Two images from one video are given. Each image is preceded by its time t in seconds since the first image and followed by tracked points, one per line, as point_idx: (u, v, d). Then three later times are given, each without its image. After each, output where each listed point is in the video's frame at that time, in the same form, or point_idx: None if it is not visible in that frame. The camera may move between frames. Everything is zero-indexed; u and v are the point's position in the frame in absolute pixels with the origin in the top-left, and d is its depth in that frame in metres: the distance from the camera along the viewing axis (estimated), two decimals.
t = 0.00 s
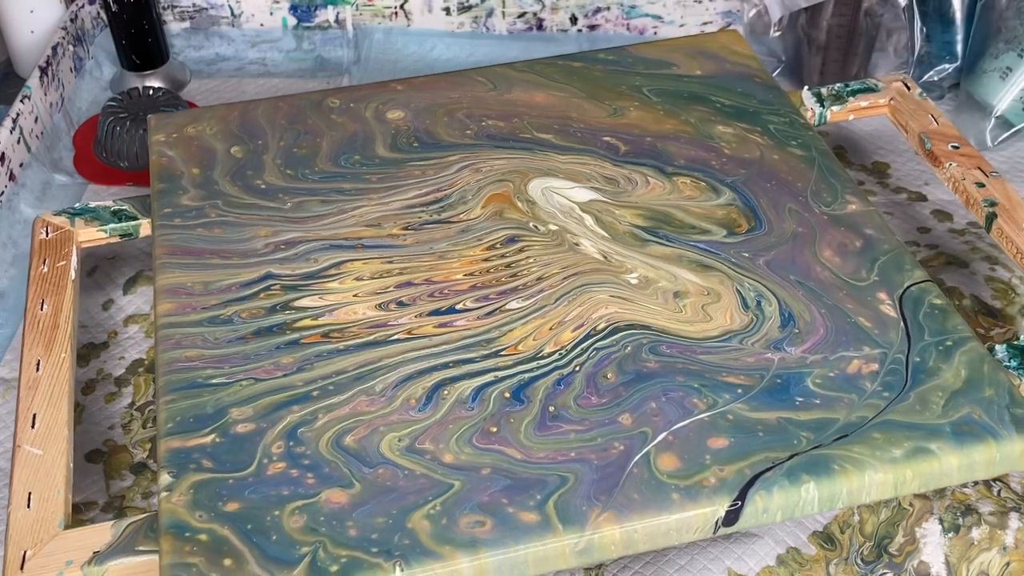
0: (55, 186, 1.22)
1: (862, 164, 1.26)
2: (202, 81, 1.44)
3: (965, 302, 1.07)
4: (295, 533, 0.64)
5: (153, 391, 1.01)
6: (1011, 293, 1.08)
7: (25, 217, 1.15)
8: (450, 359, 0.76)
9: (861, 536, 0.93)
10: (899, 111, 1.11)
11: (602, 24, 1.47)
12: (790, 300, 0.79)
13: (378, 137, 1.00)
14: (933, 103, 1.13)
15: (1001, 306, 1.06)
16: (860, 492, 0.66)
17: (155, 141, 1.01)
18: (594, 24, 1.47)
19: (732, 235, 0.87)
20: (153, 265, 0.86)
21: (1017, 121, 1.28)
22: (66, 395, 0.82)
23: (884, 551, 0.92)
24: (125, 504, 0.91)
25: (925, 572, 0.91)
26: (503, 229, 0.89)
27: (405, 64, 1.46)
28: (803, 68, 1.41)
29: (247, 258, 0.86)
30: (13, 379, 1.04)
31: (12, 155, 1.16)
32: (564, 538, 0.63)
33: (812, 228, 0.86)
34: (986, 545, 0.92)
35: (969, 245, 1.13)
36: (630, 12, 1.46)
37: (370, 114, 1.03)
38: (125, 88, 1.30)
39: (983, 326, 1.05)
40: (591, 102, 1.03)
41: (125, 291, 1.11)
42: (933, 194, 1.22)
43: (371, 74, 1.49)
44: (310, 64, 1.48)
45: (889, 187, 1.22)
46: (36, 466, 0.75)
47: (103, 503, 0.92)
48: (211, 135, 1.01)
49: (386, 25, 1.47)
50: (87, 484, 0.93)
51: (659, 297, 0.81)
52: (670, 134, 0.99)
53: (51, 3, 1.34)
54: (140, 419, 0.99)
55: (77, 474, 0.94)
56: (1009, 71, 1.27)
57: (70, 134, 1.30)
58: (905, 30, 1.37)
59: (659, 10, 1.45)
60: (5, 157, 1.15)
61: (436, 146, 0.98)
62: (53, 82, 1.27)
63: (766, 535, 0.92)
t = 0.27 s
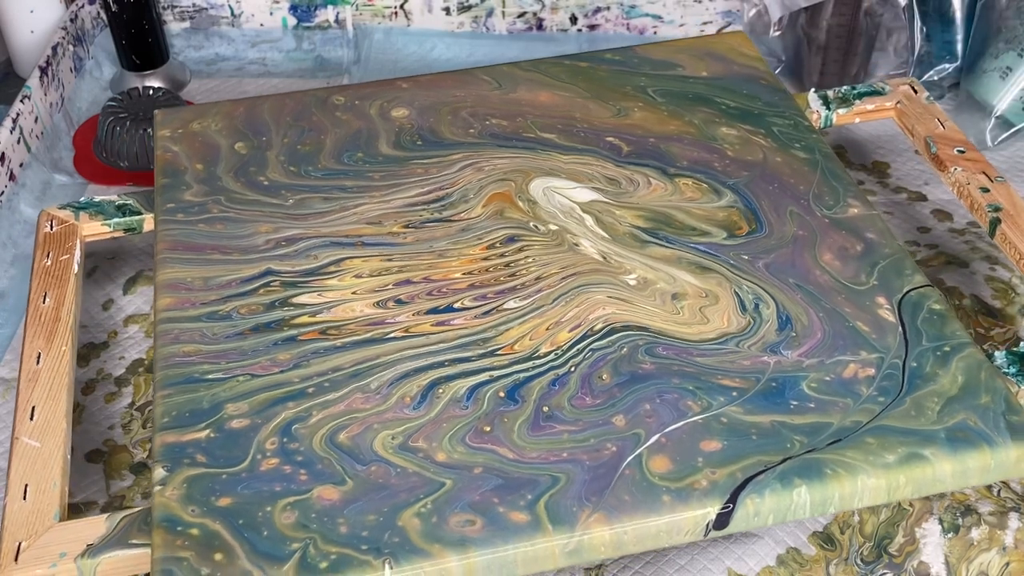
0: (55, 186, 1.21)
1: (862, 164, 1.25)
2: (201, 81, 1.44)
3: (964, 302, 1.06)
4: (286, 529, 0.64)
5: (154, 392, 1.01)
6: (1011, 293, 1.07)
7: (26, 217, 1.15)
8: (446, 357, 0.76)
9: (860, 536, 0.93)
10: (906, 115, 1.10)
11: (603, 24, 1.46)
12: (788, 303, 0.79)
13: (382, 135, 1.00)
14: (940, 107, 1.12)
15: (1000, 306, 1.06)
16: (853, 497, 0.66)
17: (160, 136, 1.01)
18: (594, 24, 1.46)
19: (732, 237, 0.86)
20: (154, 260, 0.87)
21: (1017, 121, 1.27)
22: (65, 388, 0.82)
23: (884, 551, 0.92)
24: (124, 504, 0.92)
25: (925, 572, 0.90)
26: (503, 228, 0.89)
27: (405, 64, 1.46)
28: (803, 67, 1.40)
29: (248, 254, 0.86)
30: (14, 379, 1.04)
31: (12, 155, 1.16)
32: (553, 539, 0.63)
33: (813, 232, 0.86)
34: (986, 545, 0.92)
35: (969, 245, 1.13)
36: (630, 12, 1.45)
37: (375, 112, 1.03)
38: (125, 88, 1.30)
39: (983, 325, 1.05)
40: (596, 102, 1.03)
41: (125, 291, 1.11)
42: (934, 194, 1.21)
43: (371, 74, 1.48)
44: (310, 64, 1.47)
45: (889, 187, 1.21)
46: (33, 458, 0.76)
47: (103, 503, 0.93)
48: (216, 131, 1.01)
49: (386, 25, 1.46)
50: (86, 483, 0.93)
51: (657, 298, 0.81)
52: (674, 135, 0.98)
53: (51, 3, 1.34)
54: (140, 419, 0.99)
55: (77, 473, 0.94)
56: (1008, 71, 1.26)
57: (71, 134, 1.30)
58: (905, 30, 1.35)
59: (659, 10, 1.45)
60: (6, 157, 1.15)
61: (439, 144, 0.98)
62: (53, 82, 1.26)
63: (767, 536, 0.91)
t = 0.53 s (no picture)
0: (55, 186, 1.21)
1: (862, 164, 1.25)
2: (201, 81, 1.43)
3: (964, 302, 1.06)
4: (279, 526, 0.64)
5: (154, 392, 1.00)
6: (1010, 293, 1.07)
7: (25, 217, 1.15)
8: (443, 356, 0.76)
9: (861, 536, 0.92)
10: (911, 118, 1.09)
11: (603, 24, 1.46)
12: (787, 306, 0.79)
13: (385, 134, 1.00)
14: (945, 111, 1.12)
15: (1001, 306, 1.06)
16: (847, 500, 0.66)
17: (164, 133, 1.01)
18: (594, 23, 1.46)
19: (732, 239, 0.86)
20: (156, 255, 0.87)
21: (1017, 121, 1.27)
22: (65, 382, 0.83)
23: (885, 551, 0.91)
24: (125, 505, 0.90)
25: (925, 572, 0.90)
26: (503, 227, 0.89)
27: (405, 64, 1.46)
28: (803, 68, 1.40)
29: (248, 251, 0.86)
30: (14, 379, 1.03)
31: (12, 155, 1.16)
32: (545, 539, 0.63)
33: (813, 234, 0.86)
34: (986, 545, 0.91)
35: (969, 245, 1.12)
36: (630, 12, 1.45)
37: (379, 111, 1.03)
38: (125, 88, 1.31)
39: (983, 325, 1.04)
40: (599, 102, 1.03)
41: (125, 291, 1.10)
42: (933, 194, 1.20)
43: (371, 74, 1.48)
44: (310, 64, 1.47)
45: (889, 187, 1.21)
46: (31, 452, 0.76)
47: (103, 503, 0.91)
48: (220, 128, 1.01)
49: (386, 25, 1.45)
50: (85, 483, 0.92)
51: (655, 299, 0.81)
52: (677, 136, 0.98)
53: (51, 3, 1.33)
54: (140, 419, 0.98)
55: (76, 473, 0.93)
56: (1008, 71, 1.26)
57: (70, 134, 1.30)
58: (905, 30, 1.34)
59: (659, 10, 1.44)
60: (5, 156, 1.15)
61: (442, 143, 0.98)
62: (53, 82, 1.26)
63: (767, 536, 0.90)
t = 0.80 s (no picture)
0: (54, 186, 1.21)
1: (862, 163, 1.25)
2: (201, 81, 1.43)
3: (964, 302, 1.05)
4: (274, 522, 0.65)
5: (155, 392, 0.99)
6: (1010, 293, 1.06)
7: (25, 217, 1.15)
8: (441, 355, 0.76)
9: (861, 536, 0.91)
10: (914, 120, 1.09)
11: (603, 24, 1.46)
12: (785, 307, 0.79)
13: (387, 132, 1.00)
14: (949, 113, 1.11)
15: (1001, 306, 1.05)
16: (842, 502, 0.66)
17: (168, 130, 1.02)
18: (594, 23, 1.46)
19: (732, 240, 0.86)
20: (157, 251, 0.87)
21: (1017, 121, 1.27)
22: (65, 377, 0.83)
23: (884, 551, 0.90)
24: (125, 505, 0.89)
25: (925, 572, 0.89)
26: (503, 226, 0.89)
27: (405, 64, 1.46)
28: (803, 67, 1.40)
29: (249, 248, 0.87)
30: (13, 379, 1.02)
31: (12, 155, 1.16)
32: (539, 538, 0.64)
33: (814, 236, 0.86)
34: (986, 544, 0.91)
35: (969, 245, 1.12)
36: (630, 12, 1.45)
37: (381, 109, 1.03)
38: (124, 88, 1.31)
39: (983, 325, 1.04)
40: (601, 102, 1.03)
41: (125, 291, 1.09)
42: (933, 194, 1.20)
43: (371, 74, 1.48)
44: (310, 64, 1.47)
45: (889, 186, 1.20)
46: (30, 446, 0.77)
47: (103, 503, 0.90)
48: (223, 126, 1.02)
49: (386, 25, 1.45)
50: (85, 483, 0.91)
51: (654, 300, 0.81)
52: (679, 137, 0.98)
53: (51, 3, 1.33)
54: (140, 419, 0.97)
55: (77, 473, 0.92)
56: (1009, 71, 1.25)
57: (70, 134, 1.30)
58: (905, 30, 1.32)
59: (659, 10, 1.44)
60: (5, 156, 1.15)
61: (444, 142, 0.98)
62: (53, 82, 1.26)
63: (767, 535, 0.89)
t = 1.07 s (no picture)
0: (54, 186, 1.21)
1: (862, 164, 1.24)
2: (202, 81, 1.43)
3: (964, 302, 1.05)
4: (270, 520, 0.65)
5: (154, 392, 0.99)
6: (1011, 293, 1.06)
7: (25, 217, 1.15)
8: (439, 354, 0.76)
9: (861, 536, 0.91)
10: (917, 122, 1.09)
11: (603, 24, 1.46)
12: (785, 308, 0.79)
13: (389, 131, 1.00)
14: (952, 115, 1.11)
15: (1001, 306, 1.05)
16: (839, 504, 0.66)
17: (170, 128, 1.02)
18: (594, 24, 1.46)
19: (732, 241, 0.86)
20: (158, 249, 0.87)
21: (1017, 121, 1.26)
22: (65, 374, 0.83)
23: (884, 551, 0.90)
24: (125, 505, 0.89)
25: (925, 572, 0.89)
26: (503, 226, 0.89)
27: (405, 64, 1.46)
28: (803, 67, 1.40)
29: (249, 247, 0.87)
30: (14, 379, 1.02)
31: (12, 155, 1.16)
32: (535, 538, 0.64)
33: (814, 237, 0.85)
34: (986, 545, 0.90)
35: (969, 246, 1.12)
36: (630, 12, 1.45)
37: (383, 108, 1.03)
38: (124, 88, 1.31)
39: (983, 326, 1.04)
40: (603, 102, 1.03)
41: (125, 291, 1.09)
42: (934, 194, 1.20)
43: (371, 74, 1.48)
44: (310, 64, 1.47)
45: (889, 187, 1.20)
46: (29, 443, 0.77)
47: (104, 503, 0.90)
48: (225, 124, 1.02)
49: (386, 25, 1.45)
50: (86, 483, 0.91)
51: (653, 300, 0.80)
52: (680, 137, 0.98)
53: (51, 3, 1.34)
54: (140, 419, 0.97)
55: (77, 473, 0.92)
56: (1009, 71, 1.25)
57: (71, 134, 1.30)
58: (905, 30, 1.32)
59: (659, 10, 1.44)
60: (5, 157, 1.15)
61: (446, 142, 0.98)
62: (53, 82, 1.27)
63: (766, 535, 0.89)
